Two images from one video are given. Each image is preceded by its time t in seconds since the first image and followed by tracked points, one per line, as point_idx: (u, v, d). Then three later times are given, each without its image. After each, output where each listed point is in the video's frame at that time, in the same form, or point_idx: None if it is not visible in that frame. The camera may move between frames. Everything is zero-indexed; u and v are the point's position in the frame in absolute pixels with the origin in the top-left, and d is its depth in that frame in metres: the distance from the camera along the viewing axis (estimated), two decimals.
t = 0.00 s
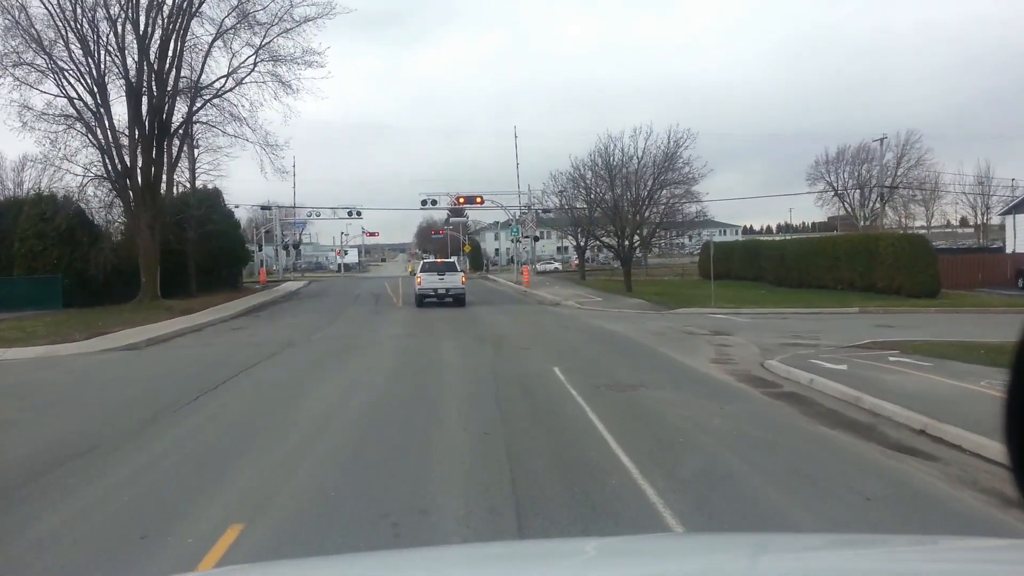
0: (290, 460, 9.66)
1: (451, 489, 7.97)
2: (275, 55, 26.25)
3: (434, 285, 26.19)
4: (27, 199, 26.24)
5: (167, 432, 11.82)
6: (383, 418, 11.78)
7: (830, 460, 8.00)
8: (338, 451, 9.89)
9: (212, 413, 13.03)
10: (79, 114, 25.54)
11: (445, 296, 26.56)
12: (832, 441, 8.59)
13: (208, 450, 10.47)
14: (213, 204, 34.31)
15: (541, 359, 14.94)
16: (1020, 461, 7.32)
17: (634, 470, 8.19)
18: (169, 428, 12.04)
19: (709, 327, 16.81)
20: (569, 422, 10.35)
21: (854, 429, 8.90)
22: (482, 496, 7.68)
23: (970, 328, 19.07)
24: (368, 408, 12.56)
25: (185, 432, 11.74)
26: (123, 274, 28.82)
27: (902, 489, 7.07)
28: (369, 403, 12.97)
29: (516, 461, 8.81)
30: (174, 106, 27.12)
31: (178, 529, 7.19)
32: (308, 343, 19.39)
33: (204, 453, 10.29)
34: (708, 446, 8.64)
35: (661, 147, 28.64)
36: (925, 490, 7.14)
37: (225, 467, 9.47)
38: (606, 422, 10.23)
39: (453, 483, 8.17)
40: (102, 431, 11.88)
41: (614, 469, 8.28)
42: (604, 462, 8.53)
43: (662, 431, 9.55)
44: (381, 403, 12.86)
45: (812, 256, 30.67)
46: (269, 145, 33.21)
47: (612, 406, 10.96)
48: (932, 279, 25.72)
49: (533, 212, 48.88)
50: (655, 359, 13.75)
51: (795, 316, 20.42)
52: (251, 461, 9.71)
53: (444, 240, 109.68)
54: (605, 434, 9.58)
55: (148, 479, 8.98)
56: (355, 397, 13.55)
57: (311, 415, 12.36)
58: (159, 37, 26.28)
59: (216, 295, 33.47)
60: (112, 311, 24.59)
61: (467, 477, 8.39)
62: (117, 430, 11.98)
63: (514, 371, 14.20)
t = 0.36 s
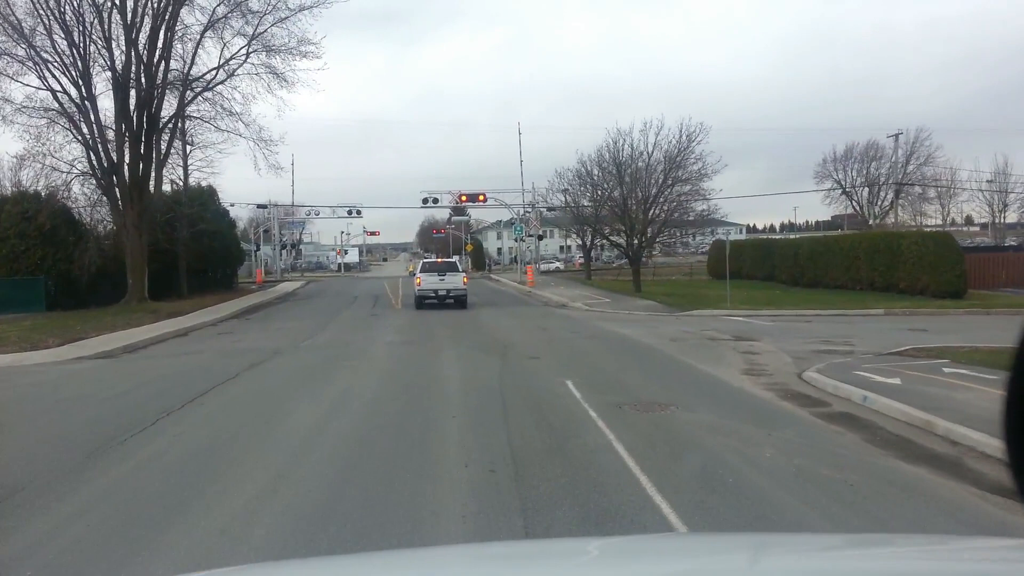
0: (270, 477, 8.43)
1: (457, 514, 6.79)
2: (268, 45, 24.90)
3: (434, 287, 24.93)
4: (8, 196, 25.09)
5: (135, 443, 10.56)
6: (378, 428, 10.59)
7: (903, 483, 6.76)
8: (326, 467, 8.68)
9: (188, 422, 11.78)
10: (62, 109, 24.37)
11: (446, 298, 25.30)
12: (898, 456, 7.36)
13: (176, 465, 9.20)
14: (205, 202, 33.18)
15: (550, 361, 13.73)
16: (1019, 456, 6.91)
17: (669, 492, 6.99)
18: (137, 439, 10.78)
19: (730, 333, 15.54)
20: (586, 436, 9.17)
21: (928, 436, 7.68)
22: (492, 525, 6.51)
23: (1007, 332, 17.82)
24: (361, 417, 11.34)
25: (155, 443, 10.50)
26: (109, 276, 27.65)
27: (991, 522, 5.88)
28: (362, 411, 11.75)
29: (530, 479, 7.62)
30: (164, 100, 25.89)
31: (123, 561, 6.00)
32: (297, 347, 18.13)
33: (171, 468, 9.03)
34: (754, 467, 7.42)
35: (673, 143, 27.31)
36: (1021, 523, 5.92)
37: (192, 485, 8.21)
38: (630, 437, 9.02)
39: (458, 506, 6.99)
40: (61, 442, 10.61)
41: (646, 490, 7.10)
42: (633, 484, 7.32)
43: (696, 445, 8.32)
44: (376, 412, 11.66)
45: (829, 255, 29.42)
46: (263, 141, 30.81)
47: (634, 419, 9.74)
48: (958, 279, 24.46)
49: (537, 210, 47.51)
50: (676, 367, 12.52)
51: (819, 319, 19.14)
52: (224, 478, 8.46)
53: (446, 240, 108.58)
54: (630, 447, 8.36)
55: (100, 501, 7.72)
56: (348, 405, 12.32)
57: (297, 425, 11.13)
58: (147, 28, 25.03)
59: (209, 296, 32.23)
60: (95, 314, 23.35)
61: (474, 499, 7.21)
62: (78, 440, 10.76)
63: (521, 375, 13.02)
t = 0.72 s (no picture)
0: (244, 496, 7.21)
1: (461, 530, 5.98)
2: (261, 32, 23.82)
3: (434, 289, 23.73)
4: None
5: (94, 454, 9.29)
6: (369, 441, 9.39)
7: (1002, 517, 5.57)
8: (312, 485, 7.49)
9: (160, 428, 10.52)
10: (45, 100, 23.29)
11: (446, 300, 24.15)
12: (988, 485, 6.22)
13: (137, 481, 7.97)
14: (198, 199, 32.09)
15: (561, 368, 12.56)
16: (1016, 445, 6.55)
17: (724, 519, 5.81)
18: (96, 448, 9.53)
19: (753, 340, 14.41)
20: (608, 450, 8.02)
21: (991, 457, 6.88)
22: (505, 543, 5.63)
23: None
24: (349, 428, 10.09)
25: (113, 455, 9.20)
26: (96, 275, 26.47)
27: None
28: (352, 421, 10.50)
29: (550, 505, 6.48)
30: (152, 91, 24.77)
31: None
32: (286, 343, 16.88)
33: (130, 484, 7.81)
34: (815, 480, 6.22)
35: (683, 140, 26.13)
36: None
37: (148, 507, 6.96)
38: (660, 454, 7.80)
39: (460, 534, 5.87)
40: (15, 451, 9.45)
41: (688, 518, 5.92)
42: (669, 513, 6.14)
43: (744, 465, 7.11)
44: (366, 422, 10.41)
45: (848, 255, 28.27)
46: (257, 134, 29.00)
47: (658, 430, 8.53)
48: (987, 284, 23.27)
49: (540, 210, 46.35)
50: (703, 375, 11.32)
51: (842, 325, 18.00)
52: (186, 499, 7.22)
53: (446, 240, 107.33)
54: (660, 470, 7.20)
55: (40, 522, 6.55)
56: (335, 414, 11.05)
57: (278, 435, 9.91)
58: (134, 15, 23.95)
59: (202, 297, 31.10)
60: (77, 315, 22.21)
61: (482, 518, 6.27)
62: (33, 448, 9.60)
63: (525, 383, 11.83)
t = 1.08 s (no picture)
0: (211, 528, 6.18)
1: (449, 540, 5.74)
2: (254, 26, 22.76)
3: (435, 293, 22.60)
4: None
5: (49, 471, 8.22)
6: (361, 452, 8.36)
7: None
8: (288, 515, 6.44)
9: (127, 442, 9.45)
10: (26, 96, 22.38)
11: (448, 304, 23.05)
12: None
13: (90, 507, 6.90)
14: (191, 199, 31.04)
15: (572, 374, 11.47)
16: (1016, 443, 6.43)
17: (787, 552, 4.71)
18: (52, 466, 8.46)
19: (779, 348, 13.33)
20: (632, 481, 6.96)
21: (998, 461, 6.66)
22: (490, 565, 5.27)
23: None
24: (338, 436, 9.05)
25: (68, 474, 8.14)
26: (83, 279, 25.43)
27: None
28: (343, 427, 9.45)
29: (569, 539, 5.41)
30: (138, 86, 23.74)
31: None
32: (276, 347, 15.78)
33: (83, 510, 6.85)
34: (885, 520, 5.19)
35: (693, 137, 24.98)
36: None
37: (94, 544, 5.90)
38: (692, 484, 6.72)
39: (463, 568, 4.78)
40: None
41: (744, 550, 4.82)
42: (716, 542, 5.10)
43: (795, 505, 6.02)
44: (359, 428, 9.37)
45: (866, 256, 27.09)
46: (251, 132, 26.58)
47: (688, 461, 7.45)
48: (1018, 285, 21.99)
49: (545, 210, 45.17)
50: (730, 390, 10.22)
51: (871, 330, 16.86)
52: (139, 533, 6.16)
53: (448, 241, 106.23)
54: (694, 505, 6.12)
55: None
56: (323, 418, 9.98)
57: (258, 447, 8.84)
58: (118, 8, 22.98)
59: (196, 301, 30.08)
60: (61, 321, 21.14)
61: (473, 527, 6.01)
62: None
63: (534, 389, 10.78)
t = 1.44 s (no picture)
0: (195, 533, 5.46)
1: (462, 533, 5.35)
2: (249, 17, 21.79)
3: (436, 295, 21.65)
4: None
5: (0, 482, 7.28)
6: (350, 457, 7.41)
7: None
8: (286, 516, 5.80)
9: (98, 446, 8.54)
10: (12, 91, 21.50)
11: (449, 307, 22.10)
12: None
13: (40, 522, 5.96)
14: (187, 198, 30.16)
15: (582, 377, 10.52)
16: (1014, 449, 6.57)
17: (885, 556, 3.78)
18: (3, 475, 7.51)
19: (805, 356, 12.41)
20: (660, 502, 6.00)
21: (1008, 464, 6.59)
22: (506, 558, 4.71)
23: None
24: (324, 437, 8.07)
25: (18, 483, 7.17)
26: (72, 280, 24.48)
27: None
28: (331, 425, 8.49)
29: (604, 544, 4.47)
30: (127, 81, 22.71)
31: None
32: (266, 352, 14.83)
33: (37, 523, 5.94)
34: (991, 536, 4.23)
35: (703, 134, 23.99)
36: None
37: (40, 564, 5.01)
38: (735, 508, 5.84)
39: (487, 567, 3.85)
40: None
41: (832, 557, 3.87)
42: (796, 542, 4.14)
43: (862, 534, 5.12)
44: (349, 428, 8.40)
45: (883, 257, 26.18)
46: (245, 129, 24.38)
47: (722, 479, 6.49)
48: None
49: (548, 209, 44.16)
50: (760, 401, 9.31)
51: (895, 335, 15.96)
52: (84, 554, 5.17)
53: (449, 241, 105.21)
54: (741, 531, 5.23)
55: None
56: (309, 415, 9.01)
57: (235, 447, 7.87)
58: None
59: (190, 303, 29.17)
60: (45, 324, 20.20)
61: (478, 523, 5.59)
62: None
63: (542, 389, 9.84)
